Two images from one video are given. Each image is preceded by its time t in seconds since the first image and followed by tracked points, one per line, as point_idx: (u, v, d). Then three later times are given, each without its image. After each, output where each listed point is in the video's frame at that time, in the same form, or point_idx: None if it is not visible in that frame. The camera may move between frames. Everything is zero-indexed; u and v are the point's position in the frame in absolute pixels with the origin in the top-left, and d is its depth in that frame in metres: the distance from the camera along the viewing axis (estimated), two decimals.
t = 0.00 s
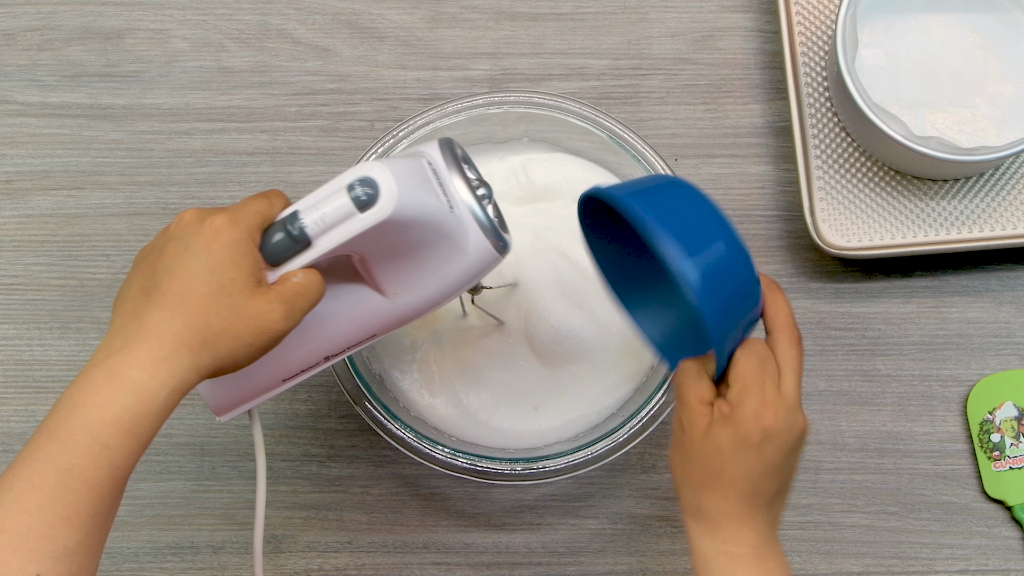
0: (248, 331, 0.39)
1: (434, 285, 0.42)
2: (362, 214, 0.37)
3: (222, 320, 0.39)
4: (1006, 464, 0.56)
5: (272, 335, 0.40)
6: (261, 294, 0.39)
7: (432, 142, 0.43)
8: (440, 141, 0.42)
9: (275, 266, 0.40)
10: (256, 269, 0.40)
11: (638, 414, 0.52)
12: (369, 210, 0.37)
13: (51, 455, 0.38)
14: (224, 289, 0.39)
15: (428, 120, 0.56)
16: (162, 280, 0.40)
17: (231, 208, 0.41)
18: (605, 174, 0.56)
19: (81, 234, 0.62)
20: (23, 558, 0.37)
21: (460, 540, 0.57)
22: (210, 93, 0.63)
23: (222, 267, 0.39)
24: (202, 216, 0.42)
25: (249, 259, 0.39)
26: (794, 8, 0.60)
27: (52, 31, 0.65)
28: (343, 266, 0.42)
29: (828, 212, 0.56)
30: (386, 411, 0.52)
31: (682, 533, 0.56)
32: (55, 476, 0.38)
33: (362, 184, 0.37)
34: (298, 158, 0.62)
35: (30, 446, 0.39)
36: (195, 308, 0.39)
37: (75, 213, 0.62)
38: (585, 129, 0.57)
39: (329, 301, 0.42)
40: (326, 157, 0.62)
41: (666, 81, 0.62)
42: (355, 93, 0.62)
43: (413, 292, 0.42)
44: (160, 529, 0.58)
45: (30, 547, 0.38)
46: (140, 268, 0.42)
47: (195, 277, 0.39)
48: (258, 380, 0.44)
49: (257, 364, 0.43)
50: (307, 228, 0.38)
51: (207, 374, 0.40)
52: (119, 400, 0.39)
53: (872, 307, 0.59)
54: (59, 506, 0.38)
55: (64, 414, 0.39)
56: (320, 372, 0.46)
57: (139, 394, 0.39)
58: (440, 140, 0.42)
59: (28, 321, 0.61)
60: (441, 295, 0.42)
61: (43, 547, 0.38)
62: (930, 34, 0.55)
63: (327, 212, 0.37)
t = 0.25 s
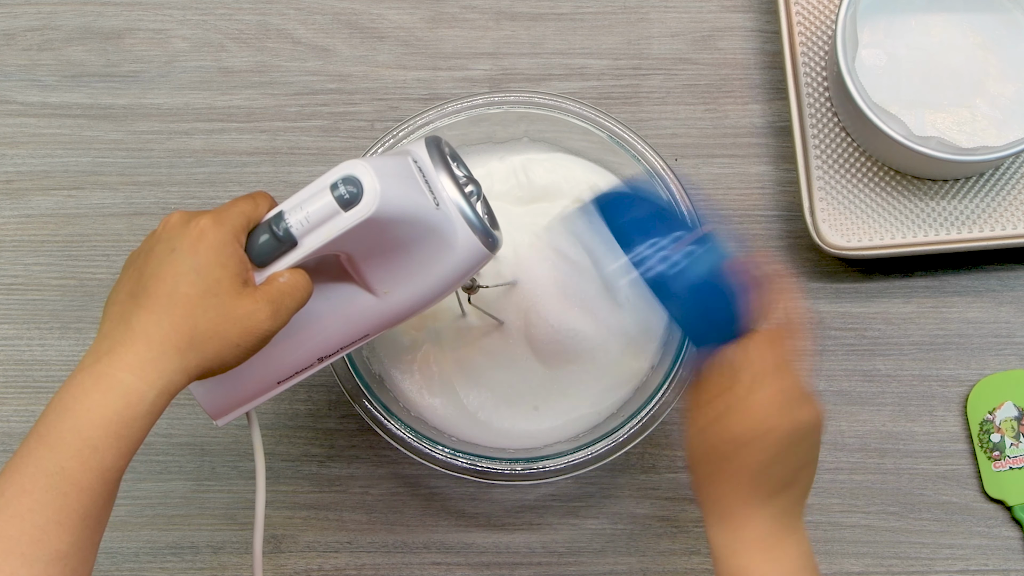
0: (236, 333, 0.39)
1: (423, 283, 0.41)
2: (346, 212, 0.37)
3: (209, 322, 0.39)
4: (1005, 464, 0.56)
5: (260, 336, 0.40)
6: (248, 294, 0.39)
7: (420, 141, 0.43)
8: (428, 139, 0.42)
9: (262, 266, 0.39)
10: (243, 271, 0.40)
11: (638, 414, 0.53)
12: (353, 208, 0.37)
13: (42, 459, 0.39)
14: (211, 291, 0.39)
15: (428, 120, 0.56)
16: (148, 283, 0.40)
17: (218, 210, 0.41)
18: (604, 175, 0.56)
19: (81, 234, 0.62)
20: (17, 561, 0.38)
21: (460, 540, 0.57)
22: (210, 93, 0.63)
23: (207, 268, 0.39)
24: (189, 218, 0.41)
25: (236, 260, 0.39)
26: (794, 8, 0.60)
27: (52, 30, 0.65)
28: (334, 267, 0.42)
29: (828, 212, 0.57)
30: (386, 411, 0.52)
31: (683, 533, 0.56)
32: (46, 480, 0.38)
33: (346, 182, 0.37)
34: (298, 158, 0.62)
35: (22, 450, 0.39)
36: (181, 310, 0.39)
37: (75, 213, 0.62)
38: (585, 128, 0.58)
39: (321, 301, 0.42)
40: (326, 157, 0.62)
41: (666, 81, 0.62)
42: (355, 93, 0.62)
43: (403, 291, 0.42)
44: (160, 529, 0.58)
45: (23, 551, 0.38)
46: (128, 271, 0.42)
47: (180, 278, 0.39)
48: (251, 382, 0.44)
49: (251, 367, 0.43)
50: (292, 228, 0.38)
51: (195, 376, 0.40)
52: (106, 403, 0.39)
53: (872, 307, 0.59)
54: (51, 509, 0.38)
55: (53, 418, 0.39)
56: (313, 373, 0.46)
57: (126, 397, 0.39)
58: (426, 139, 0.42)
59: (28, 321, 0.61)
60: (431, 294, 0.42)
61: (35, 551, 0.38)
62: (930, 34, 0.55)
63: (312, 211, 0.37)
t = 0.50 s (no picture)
0: (242, 339, 0.39)
1: (429, 290, 0.42)
2: (354, 220, 0.37)
3: (215, 328, 0.39)
4: (1006, 464, 0.56)
5: (266, 342, 0.40)
6: (254, 301, 0.39)
7: (425, 146, 0.43)
8: (433, 145, 0.43)
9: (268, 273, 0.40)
10: (249, 277, 0.40)
11: (638, 413, 0.52)
12: (361, 216, 0.37)
13: (46, 464, 0.38)
14: (217, 297, 0.39)
15: (428, 120, 0.57)
16: (155, 288, 0.40)
17: (224, 216, 0.41)
18: (604, 174, 0.56)
19: (81, 234, 0.62)
20: (18, 568, 0.37)
21: (460, 540, 0.57)
22: (210, 93, 0.63)
23: (214, 274, 0.39)
24: (195, 224, 0.42)
25: (242, 266, 0.40)
26: (794, 8, 0.60)
27: (52, 30, 0.65)
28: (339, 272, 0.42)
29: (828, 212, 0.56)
30: (386, 410, 0.52)
31: (682, 533, 0.56)
32: (49, 485, 0.38)
33: (354, 191, 0.37)
34: (298, 158, 0.62)
35: (25, 455, 0.39)
36: (188, 316, 0.39)
37: (75, 213, 0.62)
38: (585, 128, 0.57)
39: (325, 307, 0.42)
40: (326, 157, 0.62)
41: (666, 81, 0.62)
42: (355, 93, 0.62)
43: (409, 297, 0.42)
44: (160, 529, 0.58)
45: (26, 557, 0.37)
46: (134, 277, 0.42)
47: (187, 284, 0.39)
48: (256, 386, 0.44)
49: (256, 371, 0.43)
50: (299, 235, 0.38)
51: (200, 382, 0.40)
52: (111, 408, 0.38)
53: (872, 308, 0.59)
54: (54, 515, 0.38)
55: (57, 423, 0.39)
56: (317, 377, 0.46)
57: (131, 402, 0.38)
58: (432, 144, 0.42)
59: (28, 321, 0.61)
60: (436, 300, 0.42)
61: (39, 557, 0.37)
62: (929, 34, 0.55)
63: (319, 219, 0.37)
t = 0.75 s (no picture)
0: (248, 339, 0.39)
1: (434, 290, 0.42)
2: (361, 221, 0.37)
3: (222, 328, 0.39)
4: (1006, 464, 0.56)
5: (271, 343, 0.40)
6: (260, 302, 0.39)
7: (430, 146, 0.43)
8: (439, 145, 0.43)
9: (275, 273, 0.40)
10: (255, 277, 0.40)
11: (638, 414, 0.52)
12: (368, 217, 0.37)
13: (51, 464, 0.38)
14: (223, 297, 0.39)
15: (428, 120, 0.56)
16: (160, 288, 0.40)
17: (230, 216, 0.41)
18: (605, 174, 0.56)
19: (81, 234, 0.62)
20: (24, 567, 0.37)
21: (460, 540, 0.57)
22: (210, 93, 0.63)
23: (221, 275, 0.39)
24: (201, 225, 0.42)
25: (248, 267, 0.40)
26: (794, 8, 0.59)
27: (52, 30, 0.65)
28: (343, 272, 0.42)
29: (828, 212, 0.56)
30: (386, 410, 0.52)
31: (682, 533, 0.56)
32: (56, 484, 0.38)
33: (360, 191, 0.37)
34: (298, 158, 0.62)
35: (30, 455, 0.39)
36: (194, 316, 0.39)
37: (75, 212, 0.62)
38: (585, 129, 0.57)
39: (330, 306, 0.42)
40: (326, 157, 0.62)
41: (666, 81, 0.62)
42: (355, 93, 0.62)
43: (413, 298, 0.42)
44: (160, 529, 0.58)
45: (31, 557, 0.37)
46: (141, 277, 0.42)
47: (194, 284, 0.39)
48: (259, 386, 0.44)
49: (260, 370, 0.43)
50: (306, 236, 0.38)
51: (205, 382, 0.40)
52: (116, 408, 0.38)
53: (873, 308, 0.59)
54: (60, 514, 0.38)
55: (62, 423, 0.39)
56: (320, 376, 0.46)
57: (137, 402, 0.38)
58: (437, 145, 0.43)
59: (28, 321, 0.61)
60: (441, 300, 0.42)
61: (44, 556, 0.38)
62: (930, 34, 0.55)
63: (326, 219, 0.37)
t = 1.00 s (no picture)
0: (246, 344, 0.39)
1: (433, 294, 0.42)
2: (359, 226, 0.37)
3: (220, 333, 0.39)
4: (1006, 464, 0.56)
5: (270, 348, 0.40)
6: (259, 306, 0.39)
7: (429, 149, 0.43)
8: (437, 148, 0.42)
9: (274, 278, 0.40)
10: (254, 282, 0.40)
11: (638, 414, 0.52)
12: (366, 222, 0.37)
13: (48, 467, 0.38)
14: (222, 302, 0.39)
15: (428, 120, 0.56)
16: (158, 292, 0.40)
17: (229, 220, 0.41)
18: (604, 175, 0.57)
19: (81, 234, 0.62)
20: (23, 569, 0.38)
21: (460, 540, 0.57)
22: (210, 93, 0.63)
23: (219, 279, 0.39)
24: (200, 227, 0.42)
25: (247, 271, 0.40)
26: (794, 8, 0.60)
27: (52, 30, 0.65)
28: (343, 276, 0.42)
29: (828, 212, 0.56)
30: (386, 410, 0.52)
31: (683, 533, 0.56)
32: (53, 488, 0.38)
33: (359, 196, 0.37)
34: (298, 158, 0.62)
35: (26, 458, 0.39)
36: (192, 321, 0.39)
37: (75, 212, 0.62)
38: (584, 129, 0.57)
39: (329, 310, 0.42)
40: (326, 157, 0.62)
41: (666, 81, 0.62)
42: (355, 92, 0.62)
43: (412, 302, 0.42)
44: (160, 529, 0.58)
45: (29, 560, 0.38)
46: (138, 279, 0.42)
47: (192, 288, 0.39)
48: (258, 389, 0.44)
49: (258, 374, 0.43)
50: (305, 240, 0.38)
51: (203, 386, 0.40)
52: (113, 412, 0.38)
53: (873, 307, 0.59)
54: (58, 517, 0.38)
55: (58, 426, 0.39)
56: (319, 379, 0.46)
57: (134, 406, 0.38)
58: (437, 147, 0.42)
59: (28, 321, 0.61)
60: (440, 304, 0.42)
61: (43, 559, 0.38)
62: (930, 34, 0.55)
63: (325, 224, 0.37)
